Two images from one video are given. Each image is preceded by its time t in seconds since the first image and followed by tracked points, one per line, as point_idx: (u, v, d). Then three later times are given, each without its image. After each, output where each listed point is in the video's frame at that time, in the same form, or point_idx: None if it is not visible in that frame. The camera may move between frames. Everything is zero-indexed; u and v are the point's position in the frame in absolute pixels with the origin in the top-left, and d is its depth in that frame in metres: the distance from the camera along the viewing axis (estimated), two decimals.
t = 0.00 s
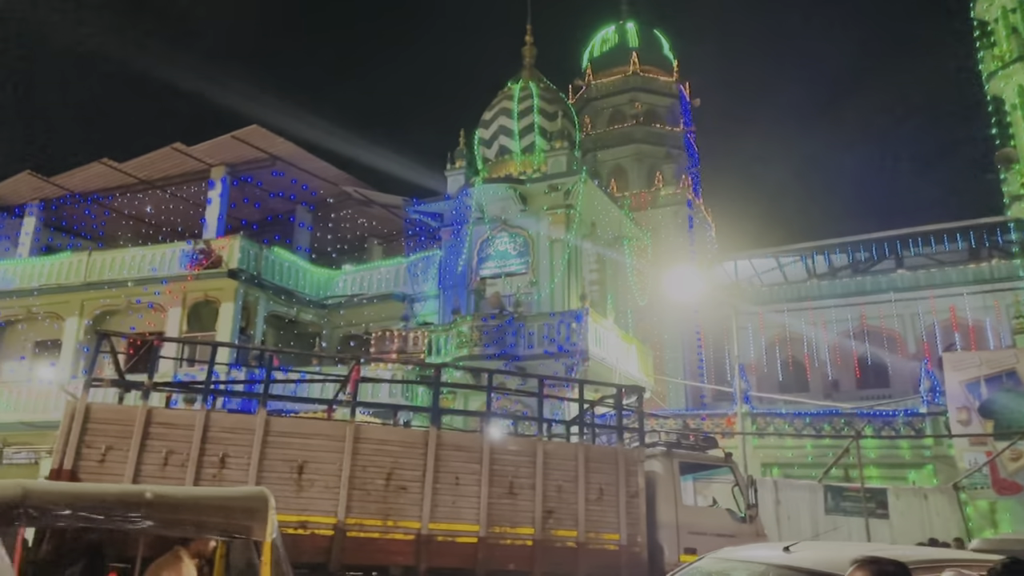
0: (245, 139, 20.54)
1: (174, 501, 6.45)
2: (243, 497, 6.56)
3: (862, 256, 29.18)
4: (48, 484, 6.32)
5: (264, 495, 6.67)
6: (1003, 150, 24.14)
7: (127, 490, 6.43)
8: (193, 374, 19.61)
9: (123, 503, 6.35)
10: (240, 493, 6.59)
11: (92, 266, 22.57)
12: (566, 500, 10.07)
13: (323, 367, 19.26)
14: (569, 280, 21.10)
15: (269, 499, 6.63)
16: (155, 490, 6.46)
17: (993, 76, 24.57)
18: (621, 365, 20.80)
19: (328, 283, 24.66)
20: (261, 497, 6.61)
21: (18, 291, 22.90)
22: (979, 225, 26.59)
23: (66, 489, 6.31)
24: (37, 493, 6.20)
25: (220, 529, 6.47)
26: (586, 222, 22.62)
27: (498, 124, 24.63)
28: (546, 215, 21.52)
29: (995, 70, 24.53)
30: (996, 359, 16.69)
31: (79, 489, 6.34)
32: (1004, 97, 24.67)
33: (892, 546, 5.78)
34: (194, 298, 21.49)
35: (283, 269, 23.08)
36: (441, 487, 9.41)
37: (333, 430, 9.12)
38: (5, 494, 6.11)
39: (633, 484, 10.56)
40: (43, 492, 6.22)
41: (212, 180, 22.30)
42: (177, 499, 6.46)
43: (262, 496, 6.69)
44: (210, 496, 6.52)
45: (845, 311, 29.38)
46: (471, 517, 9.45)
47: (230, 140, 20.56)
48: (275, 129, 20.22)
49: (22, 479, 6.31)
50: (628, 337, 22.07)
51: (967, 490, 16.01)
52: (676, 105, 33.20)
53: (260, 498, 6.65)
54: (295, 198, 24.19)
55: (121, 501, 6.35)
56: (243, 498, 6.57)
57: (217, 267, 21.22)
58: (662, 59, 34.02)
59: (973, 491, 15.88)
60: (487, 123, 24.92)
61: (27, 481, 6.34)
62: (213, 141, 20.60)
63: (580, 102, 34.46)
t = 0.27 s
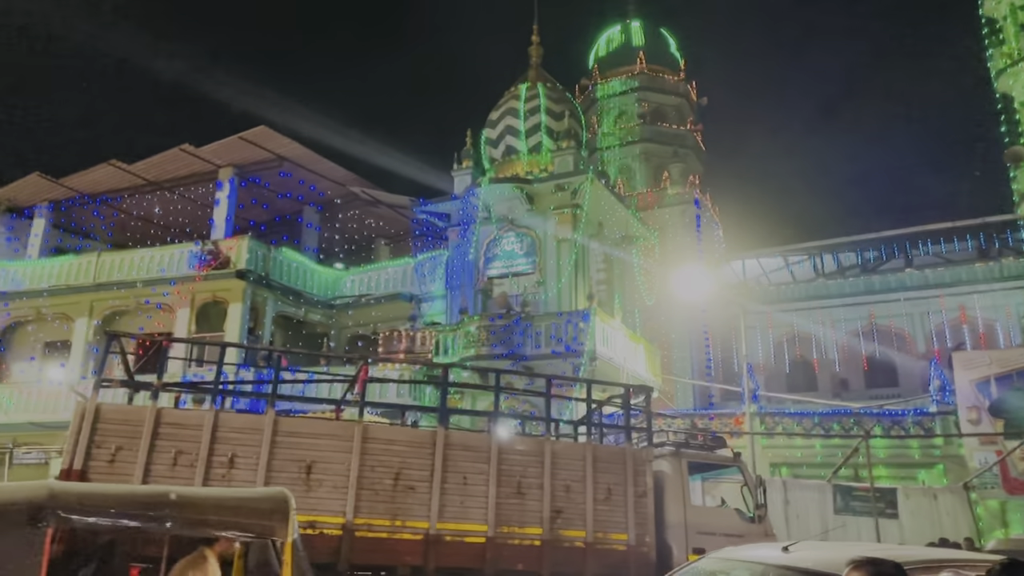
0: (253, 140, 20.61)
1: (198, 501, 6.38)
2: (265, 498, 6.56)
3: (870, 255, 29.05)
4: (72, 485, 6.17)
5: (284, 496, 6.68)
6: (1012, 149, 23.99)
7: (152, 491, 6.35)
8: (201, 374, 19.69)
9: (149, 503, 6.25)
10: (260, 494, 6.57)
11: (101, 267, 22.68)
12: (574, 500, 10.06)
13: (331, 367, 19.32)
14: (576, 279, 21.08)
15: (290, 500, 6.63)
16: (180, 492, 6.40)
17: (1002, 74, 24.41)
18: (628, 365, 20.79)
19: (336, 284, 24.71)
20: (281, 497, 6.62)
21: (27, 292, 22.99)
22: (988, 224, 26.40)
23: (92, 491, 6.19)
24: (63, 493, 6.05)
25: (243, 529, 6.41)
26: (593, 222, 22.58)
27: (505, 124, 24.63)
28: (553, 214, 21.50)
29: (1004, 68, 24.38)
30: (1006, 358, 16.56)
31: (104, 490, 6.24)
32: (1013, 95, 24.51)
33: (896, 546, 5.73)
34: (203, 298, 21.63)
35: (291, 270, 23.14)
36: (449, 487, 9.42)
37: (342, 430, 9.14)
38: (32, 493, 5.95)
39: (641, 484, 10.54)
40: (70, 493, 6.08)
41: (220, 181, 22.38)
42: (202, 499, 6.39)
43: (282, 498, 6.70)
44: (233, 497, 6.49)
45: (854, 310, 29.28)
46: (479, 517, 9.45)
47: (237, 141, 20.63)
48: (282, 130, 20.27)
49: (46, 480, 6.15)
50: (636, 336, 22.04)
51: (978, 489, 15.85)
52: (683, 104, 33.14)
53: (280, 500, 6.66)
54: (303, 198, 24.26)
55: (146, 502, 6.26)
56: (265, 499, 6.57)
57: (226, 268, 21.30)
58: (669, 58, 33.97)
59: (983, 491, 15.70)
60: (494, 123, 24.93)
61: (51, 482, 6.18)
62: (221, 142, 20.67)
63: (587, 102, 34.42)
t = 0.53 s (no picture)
0: (260, 141, 20.67)
1: (223, 500, 6.23)
2: (286, 497, 6.43)
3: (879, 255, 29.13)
4: (97, 487, 6.03)
5: (306, 496, 6.53)
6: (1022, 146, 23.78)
7: (177, 492, 6.21)
8: (210, 374, 19.79)
9: (173, 504, 6.11)
10: (282, 494, 6.44)
11: (110, 268, 22.78)
12: (582, 500, 10.05)
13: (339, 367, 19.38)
14: (583, 279, 21.07)
15: (310, 500, 6.52)
16: (204, 492, 6.25)
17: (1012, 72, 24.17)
18: (636, 364, 20.76)
19: (343, 284, 24.75)
20: (304, 498, 6.48)
21: (37, 293, 23.07)
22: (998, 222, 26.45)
23: (117, 492, 6.05)
24: (89, 495, 5.92)
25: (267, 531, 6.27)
26: (600, 221, 22.56)
27: (512, 124, 24.63)
28: (560, 214, 21.49)
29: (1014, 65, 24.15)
30: (1016, 357, 16.45)
31: (128, 491, 6.08)
32: None
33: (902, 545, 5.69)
34: (211, 299, 21.66)
35: (299, 270, 23.19)
36: (457, 487, 9.42)
37: (350, 430, 9.15)
38: (57, 496, 5.81)
39: (649, 484, 10.54)
40: (95, 495, 5.95)
41: (228, 182, 22.47)
42: (226, 499, 6.25)
43: (304, 499, 6.54)
44: (256, 497, 6.34)
45: (863, 309, 29.14)
46: (488, 517, 9.46)
47: (245, 142, 20.70)
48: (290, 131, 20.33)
49: (70, 482, 6.00)
50: (644, 336, 22.00)
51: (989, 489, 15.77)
52: (690, 103, 33.07)
53: (302, 500, 6.52)
54: (310, 199, 24.31)
55: (171, 503, 6.11)
56: (288, 499, 6.42)
57: (234, 269, 21.38)
58: (676, 57, 33.88)
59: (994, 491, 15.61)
60: (501, 123, 24.93)
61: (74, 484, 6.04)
62: (229, 143, 20.74)
63: (593, 101, 34.37)
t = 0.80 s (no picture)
0: (269, 143, 20.75)
1: (250, 502, 6.19)
2: (311, 499, 6.40)
3: (889, 254, 29.48)
4: (125, 487, 5.93)
5: (327, 497, 6.50)
6: None
7: (201, 493, 6.13)
8: (219, 375, 19.89)
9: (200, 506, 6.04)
10: (307, 495, 6.40)
11: (120, 269, 22.89)
12: (591, 500, 10.04)
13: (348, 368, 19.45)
14: (591, 279, 21.06)
15: (334, 501, 6.49)
16: (230, 493, 6.20)
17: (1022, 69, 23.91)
18: (644, 364, 20.72)
19: (351, 285, 24.80)
20: (327, 498, 6.46)
21: (47, 294, 23.17)
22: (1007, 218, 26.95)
23: (145, 492, 5.96)
24: (119, 495, 5.84)
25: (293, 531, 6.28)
26: (608, 221, 22.53)
27: (519, 124, 24.64)
28: (567, 214, 21.49)
29: None
30: None
31: (155, 492, 6.00)
32: None
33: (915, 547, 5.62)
34: (221, 300, 21.80)
35: (307, 271, 23.25)
36: (466, 487, 9.43)
37: (358, 431, 9.17)
38: (87, 498, 5.71)
39: (658, 484, 10.51)
40: (126, 496, 5.86)
41: (236, 184, 22.56)
42: (251, 500, 6.22)
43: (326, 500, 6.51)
44: (280, 498, 6.32)
45: (872, 308, 29.00)
46: (496, 517, 9.47)
47: (254, 144, 20.78)
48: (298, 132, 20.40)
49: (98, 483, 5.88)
50: (652, 336, 21.96)
51: (1000, 488, 15.74)
52: (698, 102, 33.00)
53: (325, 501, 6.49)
54: (318, 200, 24.38)
55: (198, 503, 6.06)
56: (311, 500, 6.40)
57: (243, 270, 21.46)
58: (684, 56, 33.82)
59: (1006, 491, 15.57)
60: (508, 123, 24.94)
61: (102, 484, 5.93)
62: (238, 144, 20.83)
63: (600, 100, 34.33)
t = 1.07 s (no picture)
0: (277, 144, 20.82)
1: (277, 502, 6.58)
2: (333, 499, 6.82)
3: (898, 252, 29.26)
4: (157, 490, 6.22)
5: (348, 499, 6.93)
6: None
7: (230, 494, 6.47)
8: (229, 375, 20.00)
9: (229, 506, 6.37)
10: (330, 497, 6.83)
11: (130, 271, 23.02)
12: (600, 500, 10.03)
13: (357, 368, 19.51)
14: (599, 278, 21.01)
15: (356, 502, 6.93)
16: (258, 495, 6.56)
17: None
18: (653, 364, 20.68)
19: (360, 285, 24.84)
20: (349, 499, 6.90)
21: (58, 295, 23.30)
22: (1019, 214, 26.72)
23: (177, 494, 6.26)
24: (152, 497, 6.10)
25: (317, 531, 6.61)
26: (616, 220, 22.48)
27: (527, 124, 24.63)
28: (575, 213, 21.46)
29: None
30: None
31: (186, 494, 6.30)
32: None
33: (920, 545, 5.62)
34: (230, 300, 22.03)
35: (315, 272, 23.30)
36: (475, 487, 9.44)
37: (367, 431, 9.19)
38: (122, 500, 5.96)
39: (668, 484, 10.49)
40: (158, 498, 6.12)
41: (245, 185, 22.64)
42: (278, 500, 6.61)
43: (349, 502, 6.96)
44: (303, 500, 6.70)
45: (882, 307, 28.87)
46: (505, 517, 9.47)
47: (262, 145, 20.85)
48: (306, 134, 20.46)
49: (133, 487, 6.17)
50: (661, 335, 21.91)
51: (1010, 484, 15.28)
52: (706, 101, 32.90)
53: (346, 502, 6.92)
54: (327, 200, 24.43)
55: (229, 503, 6.38)
56: (334, 501, 6.81)
57: (252, 271, 21.53)
58: (692, 54, 33.73)
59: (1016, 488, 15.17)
60: (516, 122, 24.94)
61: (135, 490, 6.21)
62: (246, 146, 20.91)
63: (608, 100, 34.27)
